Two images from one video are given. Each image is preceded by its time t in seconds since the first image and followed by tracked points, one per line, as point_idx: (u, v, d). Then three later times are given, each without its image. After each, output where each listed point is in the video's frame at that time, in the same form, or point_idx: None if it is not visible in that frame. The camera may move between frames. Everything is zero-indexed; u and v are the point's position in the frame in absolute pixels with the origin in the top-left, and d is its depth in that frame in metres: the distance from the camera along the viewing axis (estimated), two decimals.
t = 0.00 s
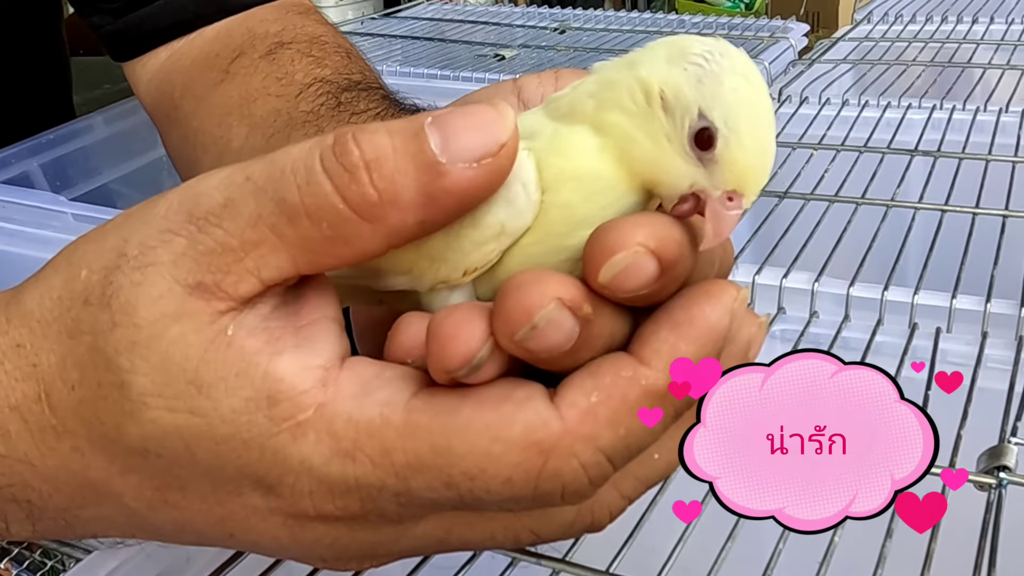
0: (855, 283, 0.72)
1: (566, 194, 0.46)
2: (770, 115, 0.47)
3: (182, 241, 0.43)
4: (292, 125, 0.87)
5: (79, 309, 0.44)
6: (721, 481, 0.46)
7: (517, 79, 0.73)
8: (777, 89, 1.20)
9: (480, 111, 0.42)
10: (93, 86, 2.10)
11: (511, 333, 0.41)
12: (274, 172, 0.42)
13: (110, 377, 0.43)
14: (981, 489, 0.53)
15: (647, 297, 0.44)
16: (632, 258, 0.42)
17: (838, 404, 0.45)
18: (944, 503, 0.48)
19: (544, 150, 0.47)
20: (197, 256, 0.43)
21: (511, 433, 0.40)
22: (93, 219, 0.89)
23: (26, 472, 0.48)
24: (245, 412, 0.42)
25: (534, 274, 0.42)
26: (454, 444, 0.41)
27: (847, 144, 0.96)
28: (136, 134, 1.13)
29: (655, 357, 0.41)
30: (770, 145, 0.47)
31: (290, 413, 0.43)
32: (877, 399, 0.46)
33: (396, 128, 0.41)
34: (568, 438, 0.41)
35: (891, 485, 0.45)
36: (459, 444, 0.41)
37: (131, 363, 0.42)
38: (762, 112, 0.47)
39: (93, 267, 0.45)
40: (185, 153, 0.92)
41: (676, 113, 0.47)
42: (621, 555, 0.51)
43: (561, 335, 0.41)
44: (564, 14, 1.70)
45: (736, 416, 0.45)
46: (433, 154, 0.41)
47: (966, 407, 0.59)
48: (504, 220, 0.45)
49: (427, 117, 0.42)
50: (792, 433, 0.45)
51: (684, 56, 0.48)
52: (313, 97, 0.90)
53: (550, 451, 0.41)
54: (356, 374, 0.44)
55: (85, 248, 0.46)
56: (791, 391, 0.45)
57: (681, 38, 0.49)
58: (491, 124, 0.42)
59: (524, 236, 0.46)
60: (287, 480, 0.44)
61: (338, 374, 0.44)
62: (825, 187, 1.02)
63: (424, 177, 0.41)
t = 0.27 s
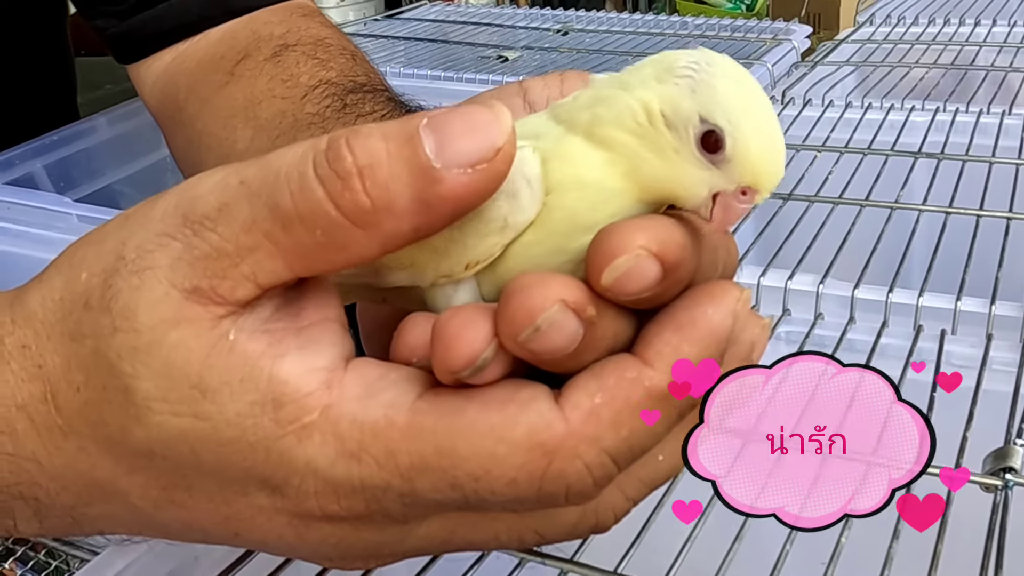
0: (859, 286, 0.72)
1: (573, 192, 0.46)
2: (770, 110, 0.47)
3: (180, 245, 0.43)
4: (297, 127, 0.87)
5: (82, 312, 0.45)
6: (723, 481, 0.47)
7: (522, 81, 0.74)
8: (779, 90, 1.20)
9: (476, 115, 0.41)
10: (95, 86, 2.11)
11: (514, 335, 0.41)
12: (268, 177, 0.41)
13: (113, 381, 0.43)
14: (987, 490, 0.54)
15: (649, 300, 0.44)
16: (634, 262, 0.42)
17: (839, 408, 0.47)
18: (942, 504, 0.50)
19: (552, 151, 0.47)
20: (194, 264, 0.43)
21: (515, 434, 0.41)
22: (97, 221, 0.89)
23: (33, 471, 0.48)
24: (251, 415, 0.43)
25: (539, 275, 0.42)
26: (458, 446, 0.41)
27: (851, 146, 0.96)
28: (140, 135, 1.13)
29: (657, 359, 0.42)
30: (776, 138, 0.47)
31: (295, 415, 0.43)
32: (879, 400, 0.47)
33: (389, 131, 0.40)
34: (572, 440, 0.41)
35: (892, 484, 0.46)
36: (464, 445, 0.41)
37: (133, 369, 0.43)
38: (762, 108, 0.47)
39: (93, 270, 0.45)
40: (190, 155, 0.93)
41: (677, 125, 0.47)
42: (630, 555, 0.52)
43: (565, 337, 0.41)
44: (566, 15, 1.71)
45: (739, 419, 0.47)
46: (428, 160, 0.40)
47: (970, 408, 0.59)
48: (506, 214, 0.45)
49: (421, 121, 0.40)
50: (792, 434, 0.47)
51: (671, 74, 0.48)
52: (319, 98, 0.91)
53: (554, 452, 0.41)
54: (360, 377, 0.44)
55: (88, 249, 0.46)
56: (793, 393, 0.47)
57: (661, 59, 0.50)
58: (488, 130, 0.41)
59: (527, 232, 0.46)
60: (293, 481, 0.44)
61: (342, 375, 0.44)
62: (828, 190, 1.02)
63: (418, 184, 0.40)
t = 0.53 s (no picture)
0: (856, 289, 0.72)
1: (571, 197, 0.46)
2: (756, 103, 0.49)
3: (183, 263, 0.43)
4: (297, 131, 0.88)
5: (82, 322, 0.45)
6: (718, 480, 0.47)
7: (521, 85, 0.74)
8: (778, 94, 1.20)
9: (485, 160, 0.42)
10: (95, 88, 2.12)
11: (511, 339, 0.41)
12: (276, 208, 0.41)
13: (110, 392, 0.44)
14: (981, 494, 0.54)
15: (647, 305, 0.44)
16: (631, 267, 0.42)
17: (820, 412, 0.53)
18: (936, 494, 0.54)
19: (548, 155, 0.47)
20: (199, 284, 0.43)
21: (513, 439, 0.41)
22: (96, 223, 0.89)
23: (33, 476, 0.48)
24: (251, 423, 0.43)
25: (537, 279, 0.42)
26: (457, 452, 0.41)
27: (848, 150, 0.96)
28: (140, 137, 1.13)
29: (654, 363, 0.42)
30: (767, 128, 0.48)
31: (295, 422, 0.43)
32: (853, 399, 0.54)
33: (399, 172, 0.40)
34: (569, 445, 0.41)
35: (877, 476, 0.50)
36: (462, 451, 0.41)
37: (130, 380, 0.43)
38: (751, 102, 0.48)
39: (95, 280, 0.45)
40: (190, 159, 0.93)
41: (672, 128, 0.48)
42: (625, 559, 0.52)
43: (562, 341, 0.42)
44: (565, 18, 1.71)
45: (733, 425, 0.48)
46: (435, 206, 0.40)
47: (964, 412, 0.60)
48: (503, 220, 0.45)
49: (431, 164, 0.41)
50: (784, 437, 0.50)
51: (656, 80, 0.49)
52: (319, 102, 0.92)
53: (552, 458, 0.41)
54: (356, 386, 0.44)
55: (88, 258, 0.46)
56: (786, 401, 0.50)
57: (641, 68, 0.50)
58: (496, 178, 0.41)
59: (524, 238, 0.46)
60: (292, 487, 0.45)
61: (341, 383, 0.45)
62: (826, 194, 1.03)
63: (425, 227, 0.41)
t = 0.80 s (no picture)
0: (855, 292, 0.72)
1: (572, 198, 0.46)
2: (763, 113, 0.48)
3: (197, 277, 0.44)
4: (296, 132, 0.88)
5: (87, 323, 0.45)
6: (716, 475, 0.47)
7: (522, 87, 0.74)
8: (778, 96, 1.20)
9: (506, 218, 0.42)
10: (95, 89, 2.13)
11: (510, 343, 0.41)
12: (296, 238, 0.42)
13: (111, 395, 0.44)
14: (980, 497, 0.54)
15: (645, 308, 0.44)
16: (629, 271, 0.42)
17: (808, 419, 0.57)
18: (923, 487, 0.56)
19: (548, 160, 0.48)
20: (212, 299, 0.44)
21: (513, 442, 0.41)
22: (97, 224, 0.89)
23: (33, 477, 0.48)
24: (255, 425, 0.43)
25: (536, 283, 0.42)
26: (457, 454, 0.41)
27: (848, 152, 0.96)
28: (141, 138, 1.14)
29: (653, 365, 0.42)
30: (774, 138, 0.48)
31: (297, 424, 0.43)
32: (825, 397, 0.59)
33: (418, 222, 0.41)
34: (569, 448, 0.41)
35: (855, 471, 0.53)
36: (462, 454, 0.41)
37: (131, 385, 0.43)
38: (758, 113, 0.48)
39: (105, 285, 0.46)
40: (190, 160, 0.93)
41: (677, 138, 0.47)
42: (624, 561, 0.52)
43: (560, 345, 0.42)
44: (566, 20, 1.71)
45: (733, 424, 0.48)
46: (448, 259, 0.41)
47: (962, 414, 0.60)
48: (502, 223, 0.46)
49: (450, 215, 0.41)
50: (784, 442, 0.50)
51: (663, 90, 0.49)
52: (318, 103, 0.92)
53: (552, 460, 0.41)
54: (360, 387, 0.44)
55: (96, 262, 0.47)
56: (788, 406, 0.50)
57: (651, 78, 0.50)
58: (514, 242, 0.42)
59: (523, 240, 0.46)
60: (292, 490, 0.44)
61: (343, 383, 0.44)
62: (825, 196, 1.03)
63: (438, 278, 0.42)
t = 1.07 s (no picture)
0: (857, 296, 0.72)
1: (575, 203, 0.46)
2: (777, 134, 0.47)
3: (185, 276, 0.43)
4: (299, 137, 0.88)
5: (84, 333, 0.45)
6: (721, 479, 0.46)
7: (524, 92, 0.74)
8: (779, 100, 1.20)
9: (488, 185, 0.42)
10: (96, 91, 2.13)
11: (513, 349, 0.42)
12: (279, 226, 0.42)
13: (114, 402, 0.44)
14: (981, 502, 0.54)
15: (646, 315, 0.44)
16: (630, 278, 0.42)
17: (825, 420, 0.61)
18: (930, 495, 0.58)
19: (551, 163, 0.47)
20: (201, 299, 0.43)
21: (515, 448, 0.41)
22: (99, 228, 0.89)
23: (37, 482, 0.48)
24: (255, 434, 0.43)
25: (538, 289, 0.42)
26: (459, 460, 0.41)
27: (849, 157, 0.97)
28: (143, 140, 1.14)
29: (655, 372, 0.42)
30: (786, 161, 0.47)
31: (298, 432, 0.43)
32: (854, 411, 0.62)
33: (401, 197, 0.41)
34: (571, 454, 0.41)
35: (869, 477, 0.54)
36: (464, 460, 0.41)
37: (133, 395, 0.43)
38: (772, 134, 0.47)
39: (98, 291, 0.45)
40: (193, 163, 0.93)
41: (689, 153, 0.46)
42: (626, 564, 0.52)
43: (563, 351, 0.42)
44: (566, 23, 1.71)
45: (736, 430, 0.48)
46: (434, 232, 0.41)
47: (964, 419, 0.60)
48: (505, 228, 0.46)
49: (433, 188, 0.41)
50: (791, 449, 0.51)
51: (679, 103, 0.48)
52: (320, 108, 0.92)
53: (554, 467, 0.41)
54: (361, 394, 0.45)
55: (91, 268, 0.47)
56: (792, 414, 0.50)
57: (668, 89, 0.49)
58: (499, 206, 0.42)
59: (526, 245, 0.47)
60: (296, 496, 0.45)
61: (343, 392, 0.45)
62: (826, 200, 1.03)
63: (425, 252, 0.41)
